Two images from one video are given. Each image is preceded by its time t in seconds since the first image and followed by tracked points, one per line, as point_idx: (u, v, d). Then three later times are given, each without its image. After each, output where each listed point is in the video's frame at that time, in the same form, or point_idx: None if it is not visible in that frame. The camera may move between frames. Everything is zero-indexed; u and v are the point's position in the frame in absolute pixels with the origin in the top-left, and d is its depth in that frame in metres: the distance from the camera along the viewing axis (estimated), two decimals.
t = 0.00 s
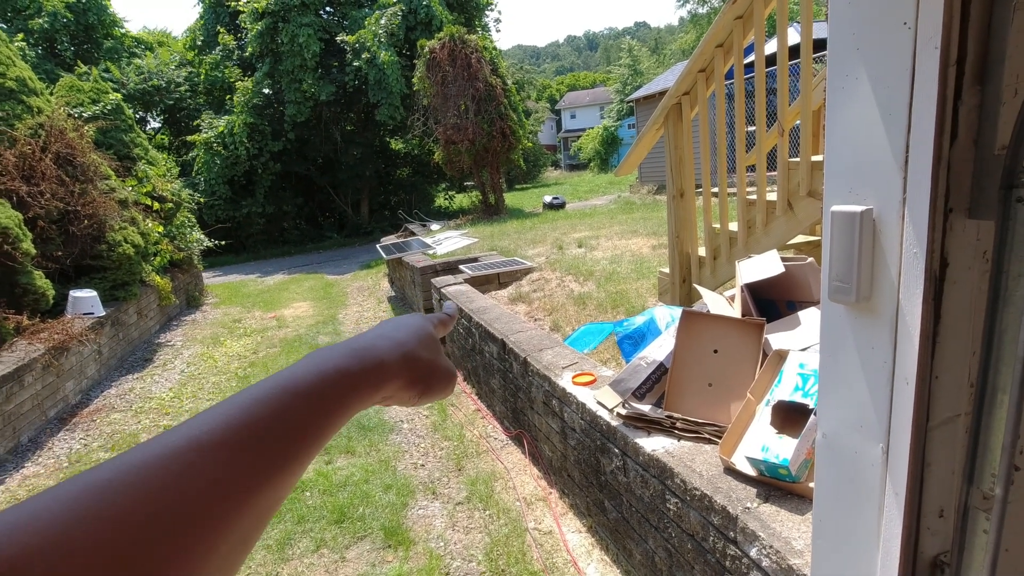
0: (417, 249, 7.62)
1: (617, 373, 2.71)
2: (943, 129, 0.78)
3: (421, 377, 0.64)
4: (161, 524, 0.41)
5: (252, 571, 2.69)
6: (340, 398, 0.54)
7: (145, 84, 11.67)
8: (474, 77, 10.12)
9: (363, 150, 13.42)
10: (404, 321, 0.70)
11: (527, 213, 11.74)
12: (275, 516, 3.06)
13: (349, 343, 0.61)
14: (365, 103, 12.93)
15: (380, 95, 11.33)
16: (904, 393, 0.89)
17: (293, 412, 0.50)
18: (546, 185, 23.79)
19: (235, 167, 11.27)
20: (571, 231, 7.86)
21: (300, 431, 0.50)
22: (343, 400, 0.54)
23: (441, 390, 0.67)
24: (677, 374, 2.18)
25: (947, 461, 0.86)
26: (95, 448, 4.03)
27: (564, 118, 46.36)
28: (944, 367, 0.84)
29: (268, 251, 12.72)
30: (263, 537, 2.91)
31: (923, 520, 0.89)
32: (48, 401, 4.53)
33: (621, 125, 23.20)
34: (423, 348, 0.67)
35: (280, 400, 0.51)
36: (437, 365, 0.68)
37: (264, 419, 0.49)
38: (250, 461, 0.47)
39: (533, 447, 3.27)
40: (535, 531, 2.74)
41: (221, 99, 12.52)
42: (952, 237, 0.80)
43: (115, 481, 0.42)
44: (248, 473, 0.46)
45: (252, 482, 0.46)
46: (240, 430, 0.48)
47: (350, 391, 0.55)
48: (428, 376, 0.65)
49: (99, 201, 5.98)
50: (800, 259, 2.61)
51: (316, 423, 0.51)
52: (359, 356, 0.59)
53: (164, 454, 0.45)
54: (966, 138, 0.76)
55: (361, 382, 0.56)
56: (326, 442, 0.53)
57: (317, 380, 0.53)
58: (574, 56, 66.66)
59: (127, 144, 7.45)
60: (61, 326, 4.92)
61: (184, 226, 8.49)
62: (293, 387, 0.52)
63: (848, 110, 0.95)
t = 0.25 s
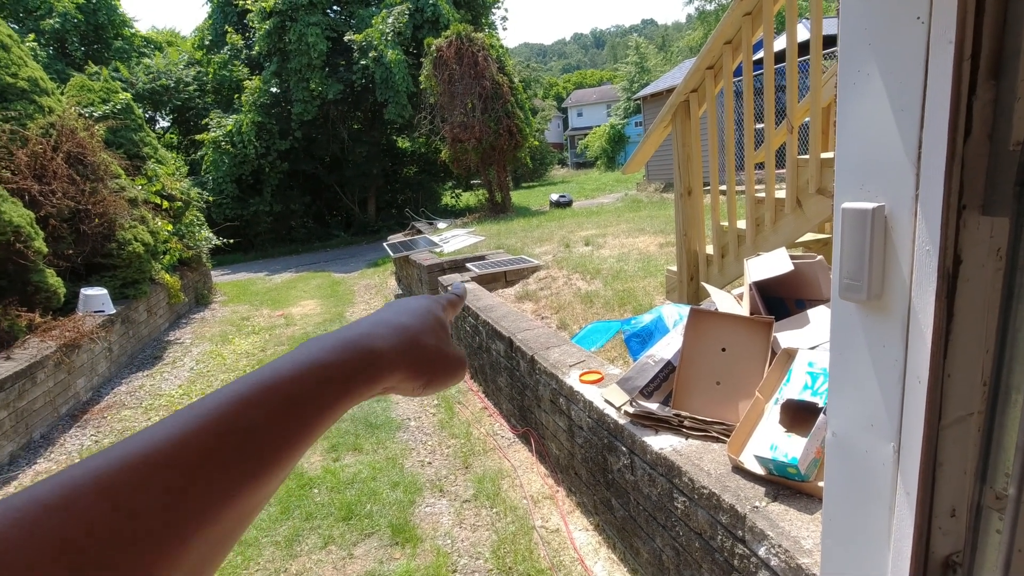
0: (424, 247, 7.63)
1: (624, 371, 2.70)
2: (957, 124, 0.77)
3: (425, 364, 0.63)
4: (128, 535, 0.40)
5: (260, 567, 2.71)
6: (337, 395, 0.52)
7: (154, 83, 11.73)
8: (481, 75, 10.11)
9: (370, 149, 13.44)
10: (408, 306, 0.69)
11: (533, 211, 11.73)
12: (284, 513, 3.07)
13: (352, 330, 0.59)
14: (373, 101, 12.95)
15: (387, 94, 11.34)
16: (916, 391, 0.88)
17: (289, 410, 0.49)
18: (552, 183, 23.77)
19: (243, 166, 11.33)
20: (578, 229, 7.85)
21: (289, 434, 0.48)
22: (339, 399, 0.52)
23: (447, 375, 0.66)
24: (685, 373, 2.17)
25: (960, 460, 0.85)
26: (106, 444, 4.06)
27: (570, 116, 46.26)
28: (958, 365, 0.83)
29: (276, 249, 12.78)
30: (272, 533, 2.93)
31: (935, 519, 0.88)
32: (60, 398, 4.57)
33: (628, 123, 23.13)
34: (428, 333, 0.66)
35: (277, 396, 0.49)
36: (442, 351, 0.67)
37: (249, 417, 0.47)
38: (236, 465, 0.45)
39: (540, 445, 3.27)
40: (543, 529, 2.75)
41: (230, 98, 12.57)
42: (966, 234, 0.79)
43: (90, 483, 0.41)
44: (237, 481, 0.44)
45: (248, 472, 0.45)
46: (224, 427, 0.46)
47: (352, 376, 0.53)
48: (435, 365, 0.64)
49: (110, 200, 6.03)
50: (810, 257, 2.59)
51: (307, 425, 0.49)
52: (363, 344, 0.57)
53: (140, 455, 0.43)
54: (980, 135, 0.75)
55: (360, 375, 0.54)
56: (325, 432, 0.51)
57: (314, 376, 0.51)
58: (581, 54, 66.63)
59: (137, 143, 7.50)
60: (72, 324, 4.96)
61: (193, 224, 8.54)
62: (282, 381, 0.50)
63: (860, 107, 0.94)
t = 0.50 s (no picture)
0: (429, 244, 7.63)
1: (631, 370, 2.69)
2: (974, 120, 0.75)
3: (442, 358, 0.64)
4: (165, 532, 0.40)
5: (267, 563, 2.72)
6: (351, 393, 0.52)
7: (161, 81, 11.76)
8: (487, 72, 10.09)
9: (376, 146, 13.46)
10: (425, 298, 0.70)
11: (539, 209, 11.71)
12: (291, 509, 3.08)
13: (363, 324, 0.59)
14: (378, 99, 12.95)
15: (392, 92, 11.34)
16: (930, 391, 0.87)
17: (297, 407, 0.48)
18: (557, 181, 23.74)
19: (249, 163, 11.36)
20: (583, 227, 7.83)
21: (301, 432, 0.48)
22: (350, 397, 0.52)
23: (463, 367, 0.67)
24: (692, 371, 2.16)
25: (973, 460, 0.84)
26: (114, 441, 4.08)
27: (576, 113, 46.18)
28: (973, 365, 0.82)
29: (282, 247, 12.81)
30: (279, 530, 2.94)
31: (948, 520, 0.87)
32: (69, 394, 4.59)
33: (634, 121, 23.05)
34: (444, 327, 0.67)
35: (288, 394, 0.49)
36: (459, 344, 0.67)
37: (265, 421, 0.47)
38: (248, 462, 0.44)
39: (545, 443, 3.27)
40: (548, 527, 2.74)
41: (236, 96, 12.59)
42: (982, 231, 0.78)
43: (97, 478, 0.40)
44: (250, 477, 0.44)
45: (273, 469, 0.45)
46: (244, 429, 0.46)
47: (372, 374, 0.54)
48: (448, 359, 0.65)
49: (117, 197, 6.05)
50: (818, 255, 2.57)
51: (321, 424, 0.49)
52: (374, 339, 0.57)
53: (151, 451, 0.43)
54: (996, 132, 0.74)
55: (372, 372, 0.54)
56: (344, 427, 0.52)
57: (325, 372, 0.51)
58: (586, 52, 66.58)
59: (144, 140, 7.52)
60: (80, 321, 4.98)
61: (200, 222, 8.56)
62: (298, 384, 0.50)
63: (873, 104, 0.93)
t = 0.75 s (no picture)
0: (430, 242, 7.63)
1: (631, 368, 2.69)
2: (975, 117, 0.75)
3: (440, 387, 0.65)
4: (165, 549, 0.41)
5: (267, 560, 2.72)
6: (352, 420, 0.53)
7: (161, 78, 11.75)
8: (488, 70, 10.07)
9: (376, 144, 13.44)
10: (425, 329, 0.71)
11: (540, 207, 11.69)
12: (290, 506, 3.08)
13: (364, 354, 0.61)
14: (379, 97, 12.93)
15: (394, 89, 11.31)
16: (930, 391, 0.86)
17: (299, 433, 0.50)
18: (558, 179, 23.72)
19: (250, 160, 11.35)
20: (584, 225, 7.81)
21: (303, 458, 0.49)
22: (349, 426, 0.53)
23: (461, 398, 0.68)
24: (692, 370, 2.15)
25: (975, 460, 0.84)
26: (114, 437, 4.08)
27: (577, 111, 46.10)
28: (973, 364, 0.81)
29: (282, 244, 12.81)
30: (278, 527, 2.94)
31: (949, 518, 0.86)
32: (69, 391, 4.59)
33: (635, 119, 23.02)
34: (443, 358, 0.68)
35: (290, 419, 0.50)
36: (456, 374, 0.69)
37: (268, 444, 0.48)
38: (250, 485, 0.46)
39: (545, 441, 3.26)
40: (548, 525, 2.74)
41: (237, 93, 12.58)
42: (984, 229, 0.77)
43: (105, 501, 0.41)
44: (252, 501, 0.45)
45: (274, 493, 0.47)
46: (250, 452, 0.47)
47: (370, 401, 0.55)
48: (447, 388, 0.66)
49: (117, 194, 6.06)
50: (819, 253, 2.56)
51: (322, 451, 0.50)
52: (375, 367, 0.59)
53: (161, 475, 0.44)
54: (999, 130, 0.73)
55: (372, 401, 0.56)
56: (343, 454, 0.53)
57: (328, 400, 0.53)
58: (588, 50, 66.52)
59: (144, 137, 7.51)
60: (81, 317, 4.98)
61: (201, 219, 8.55)
62: (300, 409, 0.51)
63: (875, 99, 0.92)
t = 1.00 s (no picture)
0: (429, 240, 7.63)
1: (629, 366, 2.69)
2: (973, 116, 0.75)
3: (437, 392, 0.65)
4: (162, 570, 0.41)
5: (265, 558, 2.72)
6: (348, 431, 0.53)
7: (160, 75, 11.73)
8: (487, 68, 10.05)
9: (376, 142, 13.42)
10: (423, 334, 0.71)
11: (539, 206, 11.68)
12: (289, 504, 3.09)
13: (362, 361, 0.60)
14: (378, 94, 12.92)
15: (393, 87, 11.30)
16: (926, 391, 0.87)
17: (293, 446, 0.50)
18: (558, 178, 23.69)
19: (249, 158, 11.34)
20: (584, 223, 7.81)
21: (301, 468, 0.49)
22: (347, 434, 0.53)
23: (461, 403, 0.68)
24: (690, 368, 2.16)
25: (971, 459, 0.84)
26: (112, 435, 4.08)
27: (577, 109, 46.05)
28: (970, 363, 0.82)
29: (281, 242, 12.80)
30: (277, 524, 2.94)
31: (944, 517, 0.87)
32: (67, 388, 4.59)
33: (635, 117, 23.00)
34: (440, 362, 0.67)
35: (284, 432, 0.50)
36: (454, 380, 0.68)
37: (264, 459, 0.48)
38: (245, 498, 0.46)
39: (544, 440, 3.27)
40: (546, 524, 2.75)
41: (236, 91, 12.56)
42: (982, 228, 0.77)
43: (103, 517, 0.42)
44: (251, 511, 0.46)
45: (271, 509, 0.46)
46: (243, 467, 0.47)
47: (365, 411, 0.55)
48: (445, 395, 0.66)
49: (116, 191, 6.05)
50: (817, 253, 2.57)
51: (318, 461, 0.50)
52: (371, 375, 0.58)
53: (155, 493, 0.44)
54: (997, 130, 0.73)
55: (370, 409, 0.56)
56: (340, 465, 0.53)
57: (325, 409, 0.53)
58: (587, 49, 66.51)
59: (143, 134, 7.50)
60: (79, 315, 4.98)
61: (199, 216, 8.54)
62: (294, 422, 0.51)
63: (873, 98, 0.92)
